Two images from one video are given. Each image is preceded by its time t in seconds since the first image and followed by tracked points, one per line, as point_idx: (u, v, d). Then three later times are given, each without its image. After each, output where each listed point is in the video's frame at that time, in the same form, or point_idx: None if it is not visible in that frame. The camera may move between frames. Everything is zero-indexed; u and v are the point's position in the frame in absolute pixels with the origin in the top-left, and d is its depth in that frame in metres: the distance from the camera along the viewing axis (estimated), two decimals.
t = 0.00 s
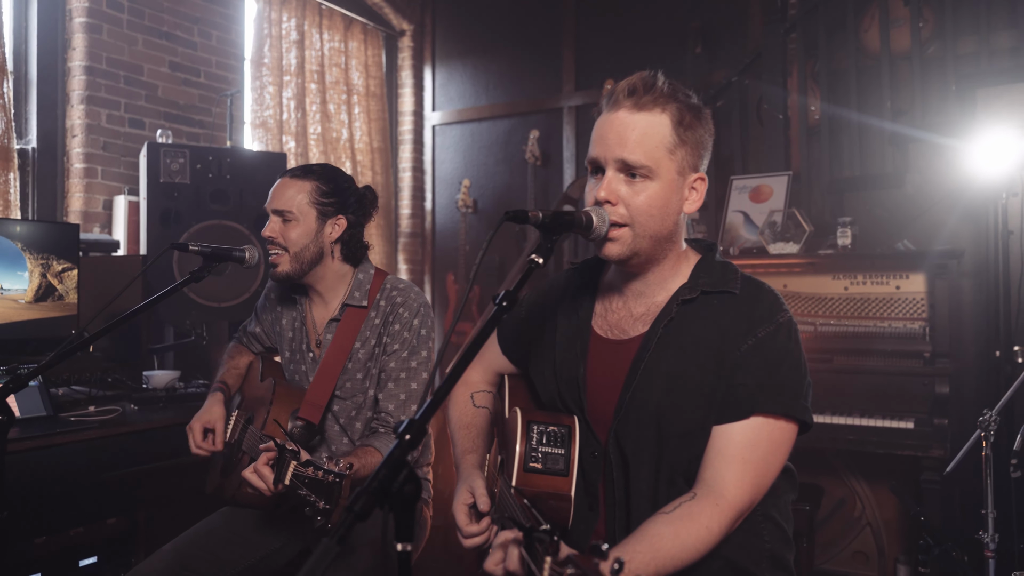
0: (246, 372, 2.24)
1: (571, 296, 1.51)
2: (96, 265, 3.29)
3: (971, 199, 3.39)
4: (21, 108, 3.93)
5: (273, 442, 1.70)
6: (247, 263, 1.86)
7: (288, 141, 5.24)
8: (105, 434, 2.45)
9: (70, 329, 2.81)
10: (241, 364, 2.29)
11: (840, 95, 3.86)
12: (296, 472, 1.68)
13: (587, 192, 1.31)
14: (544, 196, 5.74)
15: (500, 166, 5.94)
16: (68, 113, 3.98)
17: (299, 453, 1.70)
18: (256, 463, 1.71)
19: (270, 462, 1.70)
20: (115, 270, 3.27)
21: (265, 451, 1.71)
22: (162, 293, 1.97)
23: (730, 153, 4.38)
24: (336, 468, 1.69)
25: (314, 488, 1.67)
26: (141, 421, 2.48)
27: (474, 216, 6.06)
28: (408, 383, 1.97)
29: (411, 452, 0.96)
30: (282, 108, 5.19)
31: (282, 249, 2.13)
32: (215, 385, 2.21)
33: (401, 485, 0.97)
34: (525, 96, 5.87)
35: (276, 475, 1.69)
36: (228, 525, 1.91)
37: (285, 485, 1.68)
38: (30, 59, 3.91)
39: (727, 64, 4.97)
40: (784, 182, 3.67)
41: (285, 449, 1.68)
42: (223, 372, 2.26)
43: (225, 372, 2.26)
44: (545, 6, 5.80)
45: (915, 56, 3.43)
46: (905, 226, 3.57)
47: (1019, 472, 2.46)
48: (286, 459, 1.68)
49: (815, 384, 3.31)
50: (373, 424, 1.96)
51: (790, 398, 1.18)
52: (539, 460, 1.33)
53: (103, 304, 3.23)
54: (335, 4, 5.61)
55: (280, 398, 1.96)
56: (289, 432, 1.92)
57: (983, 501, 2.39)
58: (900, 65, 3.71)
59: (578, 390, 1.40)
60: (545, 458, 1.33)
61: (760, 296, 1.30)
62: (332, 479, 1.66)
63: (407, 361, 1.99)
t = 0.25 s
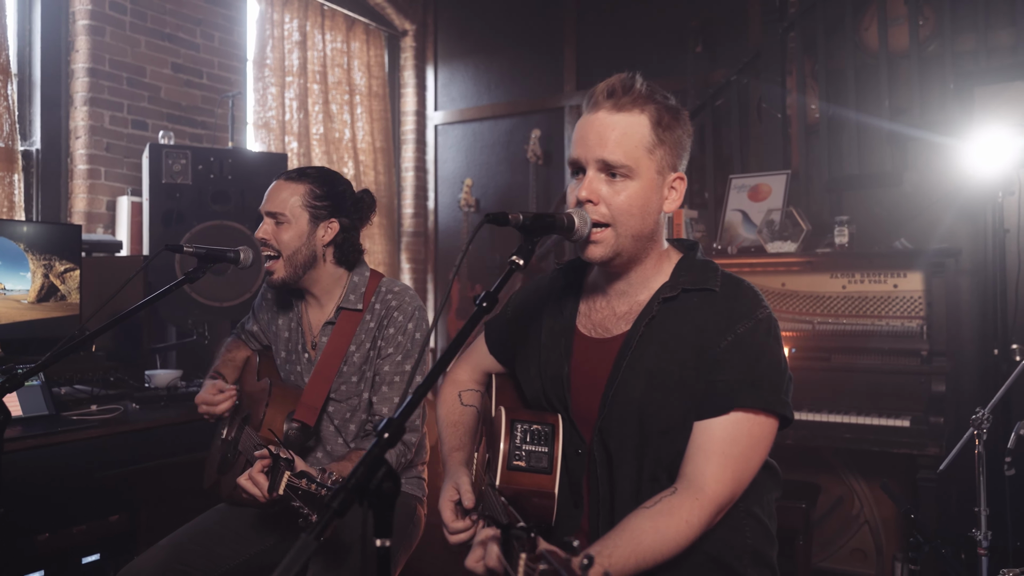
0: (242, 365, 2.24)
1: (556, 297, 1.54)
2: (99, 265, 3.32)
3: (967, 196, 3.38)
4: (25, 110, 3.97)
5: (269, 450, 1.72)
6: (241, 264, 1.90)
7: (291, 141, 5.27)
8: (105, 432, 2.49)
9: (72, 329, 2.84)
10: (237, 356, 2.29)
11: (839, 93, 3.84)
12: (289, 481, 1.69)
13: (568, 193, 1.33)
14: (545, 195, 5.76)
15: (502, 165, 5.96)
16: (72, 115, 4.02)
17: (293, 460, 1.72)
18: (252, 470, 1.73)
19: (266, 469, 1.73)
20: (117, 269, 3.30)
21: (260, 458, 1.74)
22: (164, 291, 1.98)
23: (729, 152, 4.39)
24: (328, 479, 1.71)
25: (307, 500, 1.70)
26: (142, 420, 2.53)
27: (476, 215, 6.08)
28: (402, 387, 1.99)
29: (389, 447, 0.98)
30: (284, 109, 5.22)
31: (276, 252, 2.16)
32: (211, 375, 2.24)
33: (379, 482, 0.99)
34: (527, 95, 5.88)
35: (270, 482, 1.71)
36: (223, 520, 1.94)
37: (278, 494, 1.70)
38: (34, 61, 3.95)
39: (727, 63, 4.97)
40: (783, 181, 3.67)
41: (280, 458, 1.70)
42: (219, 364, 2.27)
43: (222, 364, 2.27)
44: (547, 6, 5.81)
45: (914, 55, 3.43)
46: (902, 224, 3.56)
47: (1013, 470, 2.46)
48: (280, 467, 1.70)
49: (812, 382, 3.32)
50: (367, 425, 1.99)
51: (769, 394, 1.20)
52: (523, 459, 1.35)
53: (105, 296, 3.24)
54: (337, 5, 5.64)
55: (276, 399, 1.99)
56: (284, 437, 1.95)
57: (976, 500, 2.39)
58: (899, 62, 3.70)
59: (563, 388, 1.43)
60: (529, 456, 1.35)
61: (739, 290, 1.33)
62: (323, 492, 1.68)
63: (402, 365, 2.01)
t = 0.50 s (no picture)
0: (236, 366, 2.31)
1: (544, 296, 1.56)
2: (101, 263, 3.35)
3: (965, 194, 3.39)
4: (29, 111, 4.01)
5: (258, 445, 1.74)
6: (236, 262, 1.93)
7: (293, 140, 5.30)
8: (105, 428, 2.53)
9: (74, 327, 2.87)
10: (232, 357, 2.35)
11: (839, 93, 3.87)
12: (278, 477, 1.73)
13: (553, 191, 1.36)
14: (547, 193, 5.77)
15: (503, 163, 5.98)
16: (75, 115, 4.05)
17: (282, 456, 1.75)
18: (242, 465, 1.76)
19: (256, 465, 1.76)
20: (118, 266, 3.32)
21: (250, 453, 1.75)
22: (161, 288, 2.00)
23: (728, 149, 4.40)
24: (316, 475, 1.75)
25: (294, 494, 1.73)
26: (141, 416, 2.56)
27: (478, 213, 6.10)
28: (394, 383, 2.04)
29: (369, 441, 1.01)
30: (286, 108, 5.25)
31: (266, 245, 2.20)
32: (205, 378, 2.30)
33: (359, 476, 1.02)
34: (528, 94, 5.90)
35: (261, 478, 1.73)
36: (217, 516, 1.97)
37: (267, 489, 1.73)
38: (38, 62, 3.99)
39: (728, 60, 4.97)
40: (781, 178, 3.68)
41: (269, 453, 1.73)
42: (215, 364, 2.34)
43: (217, 364, 2.34)
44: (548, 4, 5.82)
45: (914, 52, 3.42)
46: (900, 222, 3.57)
47: (1008, 466, 2.47)
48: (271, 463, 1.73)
49: (809, 379, 3.32)
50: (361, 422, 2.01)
51: (748, 389, 1.22)
52: (506, 453, 1.41)
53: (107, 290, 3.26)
54: (339, 4, 5.66)
55: (268, 395, 2.00)
56: (277, 433, 1.98)
57: (971, 496, 2.40)
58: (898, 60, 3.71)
59: (548, 384, 1.46)
60: (513, 451, 1.41)
61: (721, 287, 1.36)
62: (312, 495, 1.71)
63: (393, 362, 2.06)
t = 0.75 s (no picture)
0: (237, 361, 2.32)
1: (536, 292, 1.58)
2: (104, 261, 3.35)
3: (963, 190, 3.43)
4: (35, 111, 4.05)
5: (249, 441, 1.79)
6: (233, 260, 1.96)
7: (297, 139, 5.34)
8: (108, 424, 2.56)
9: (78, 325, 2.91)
10: (232, 353, 2.37)
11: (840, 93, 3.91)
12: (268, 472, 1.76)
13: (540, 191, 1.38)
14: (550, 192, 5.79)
15: (507, 162, 5.99)
16: (80, 115, 4.09)
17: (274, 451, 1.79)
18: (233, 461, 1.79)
19: (248, 459, 1.79)
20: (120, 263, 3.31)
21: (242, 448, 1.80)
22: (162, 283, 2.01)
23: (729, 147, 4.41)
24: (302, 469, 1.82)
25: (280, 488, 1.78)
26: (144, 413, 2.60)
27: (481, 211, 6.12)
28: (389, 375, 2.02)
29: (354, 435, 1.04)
30: (290, 107, 5.28)
31: (262, 241, 2.22)
32: (205, 370, 2.30)
33: (343, 469, 1.06)
34: (531, 92, 5.91)
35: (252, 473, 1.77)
36: (216, 512, 2.00)
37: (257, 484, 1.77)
38: (43, 62, 4.02)
39: (730, 57, 4.97)
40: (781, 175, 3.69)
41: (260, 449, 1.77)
42: (215, 360, 2.34)
43: (218, 359, 2.34)
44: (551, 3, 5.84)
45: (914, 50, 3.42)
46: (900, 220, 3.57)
47: (1004, 463, 2.47)
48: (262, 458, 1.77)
49: (808, 376, 3.33)
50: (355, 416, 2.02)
51: (731, 384, 1.24)
52: (494, 446, 1.46)
53: (109, 284, 3.26)
54: (342, 3, 5.68)
55: (263, 394, 2.06)
56: (271, 428, 2.02)
57: (966, 492, 2.41)
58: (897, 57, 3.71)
59: (538, 380, 1.47)
60: (501, 445, 1.46)
61: (707, 283, 1.38)
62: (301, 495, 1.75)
63: (387, 356, 2.10)
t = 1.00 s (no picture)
0: (240, 359, 2.35)
1: (530, 285, 1.60)
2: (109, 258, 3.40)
3: (963, 184, 3.38)
4: (42, 110, 4.09)
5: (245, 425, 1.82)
6: (232, 257, 1.99)
7: (301, 138, 5.37)
8: (113, 419, 2.60)
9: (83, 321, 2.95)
10: (234, 352, 2.40)
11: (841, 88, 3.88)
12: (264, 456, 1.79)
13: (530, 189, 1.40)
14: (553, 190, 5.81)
15: (510, 160, 6.01)
16: (86, 114, 4.13)
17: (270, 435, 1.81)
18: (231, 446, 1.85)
19: (243, 444, 1.84)
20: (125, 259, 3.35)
21: (239, 434, 1.85)
22: (164, 279, 2.06)
23: (732, 145, 4.42)
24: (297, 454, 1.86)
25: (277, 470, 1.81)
26: (147, 408, 2.63)
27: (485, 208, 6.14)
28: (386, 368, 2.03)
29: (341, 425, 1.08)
30: (294, 106, 5.31)
31: (269, 240, 2.25)
32: (210, 368, 2.33)
33: (331, 459, 1.09)
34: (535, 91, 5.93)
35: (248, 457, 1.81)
36: (217, 502, 2.03)
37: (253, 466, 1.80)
38: (50, 62, 4.07)
39: (733, 55, 4.97)
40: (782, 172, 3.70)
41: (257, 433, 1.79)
42: (217, 358, 2.37)
43: (221, 357, 2.38)
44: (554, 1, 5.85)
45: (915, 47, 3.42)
46: (900, 216, 3.57)
47: (999, 459, 2.49)
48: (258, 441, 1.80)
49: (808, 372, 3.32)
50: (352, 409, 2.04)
51: (721, 379, 1.25)
52: (483, 439, 1.51)
53: (111, 279, 3.30)
54: (347, 2, 5.71)
55: (262, 385, 2.08)
56: (270, 418, 2.03)
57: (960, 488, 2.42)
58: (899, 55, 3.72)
59: (530, 374, 1.50)
60: (490, 438, 1.50)
61: (695, 278, 1.40)
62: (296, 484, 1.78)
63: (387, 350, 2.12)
